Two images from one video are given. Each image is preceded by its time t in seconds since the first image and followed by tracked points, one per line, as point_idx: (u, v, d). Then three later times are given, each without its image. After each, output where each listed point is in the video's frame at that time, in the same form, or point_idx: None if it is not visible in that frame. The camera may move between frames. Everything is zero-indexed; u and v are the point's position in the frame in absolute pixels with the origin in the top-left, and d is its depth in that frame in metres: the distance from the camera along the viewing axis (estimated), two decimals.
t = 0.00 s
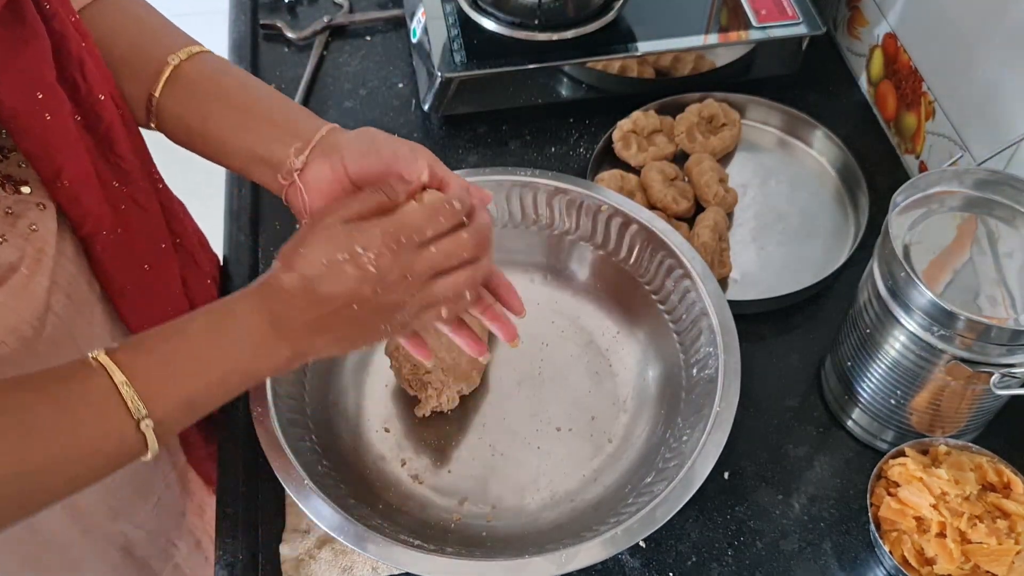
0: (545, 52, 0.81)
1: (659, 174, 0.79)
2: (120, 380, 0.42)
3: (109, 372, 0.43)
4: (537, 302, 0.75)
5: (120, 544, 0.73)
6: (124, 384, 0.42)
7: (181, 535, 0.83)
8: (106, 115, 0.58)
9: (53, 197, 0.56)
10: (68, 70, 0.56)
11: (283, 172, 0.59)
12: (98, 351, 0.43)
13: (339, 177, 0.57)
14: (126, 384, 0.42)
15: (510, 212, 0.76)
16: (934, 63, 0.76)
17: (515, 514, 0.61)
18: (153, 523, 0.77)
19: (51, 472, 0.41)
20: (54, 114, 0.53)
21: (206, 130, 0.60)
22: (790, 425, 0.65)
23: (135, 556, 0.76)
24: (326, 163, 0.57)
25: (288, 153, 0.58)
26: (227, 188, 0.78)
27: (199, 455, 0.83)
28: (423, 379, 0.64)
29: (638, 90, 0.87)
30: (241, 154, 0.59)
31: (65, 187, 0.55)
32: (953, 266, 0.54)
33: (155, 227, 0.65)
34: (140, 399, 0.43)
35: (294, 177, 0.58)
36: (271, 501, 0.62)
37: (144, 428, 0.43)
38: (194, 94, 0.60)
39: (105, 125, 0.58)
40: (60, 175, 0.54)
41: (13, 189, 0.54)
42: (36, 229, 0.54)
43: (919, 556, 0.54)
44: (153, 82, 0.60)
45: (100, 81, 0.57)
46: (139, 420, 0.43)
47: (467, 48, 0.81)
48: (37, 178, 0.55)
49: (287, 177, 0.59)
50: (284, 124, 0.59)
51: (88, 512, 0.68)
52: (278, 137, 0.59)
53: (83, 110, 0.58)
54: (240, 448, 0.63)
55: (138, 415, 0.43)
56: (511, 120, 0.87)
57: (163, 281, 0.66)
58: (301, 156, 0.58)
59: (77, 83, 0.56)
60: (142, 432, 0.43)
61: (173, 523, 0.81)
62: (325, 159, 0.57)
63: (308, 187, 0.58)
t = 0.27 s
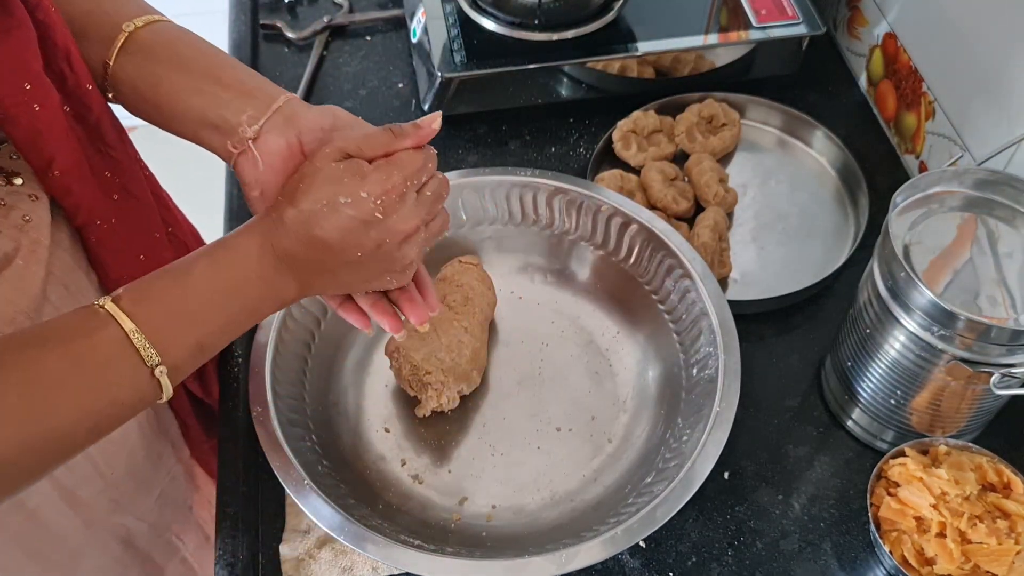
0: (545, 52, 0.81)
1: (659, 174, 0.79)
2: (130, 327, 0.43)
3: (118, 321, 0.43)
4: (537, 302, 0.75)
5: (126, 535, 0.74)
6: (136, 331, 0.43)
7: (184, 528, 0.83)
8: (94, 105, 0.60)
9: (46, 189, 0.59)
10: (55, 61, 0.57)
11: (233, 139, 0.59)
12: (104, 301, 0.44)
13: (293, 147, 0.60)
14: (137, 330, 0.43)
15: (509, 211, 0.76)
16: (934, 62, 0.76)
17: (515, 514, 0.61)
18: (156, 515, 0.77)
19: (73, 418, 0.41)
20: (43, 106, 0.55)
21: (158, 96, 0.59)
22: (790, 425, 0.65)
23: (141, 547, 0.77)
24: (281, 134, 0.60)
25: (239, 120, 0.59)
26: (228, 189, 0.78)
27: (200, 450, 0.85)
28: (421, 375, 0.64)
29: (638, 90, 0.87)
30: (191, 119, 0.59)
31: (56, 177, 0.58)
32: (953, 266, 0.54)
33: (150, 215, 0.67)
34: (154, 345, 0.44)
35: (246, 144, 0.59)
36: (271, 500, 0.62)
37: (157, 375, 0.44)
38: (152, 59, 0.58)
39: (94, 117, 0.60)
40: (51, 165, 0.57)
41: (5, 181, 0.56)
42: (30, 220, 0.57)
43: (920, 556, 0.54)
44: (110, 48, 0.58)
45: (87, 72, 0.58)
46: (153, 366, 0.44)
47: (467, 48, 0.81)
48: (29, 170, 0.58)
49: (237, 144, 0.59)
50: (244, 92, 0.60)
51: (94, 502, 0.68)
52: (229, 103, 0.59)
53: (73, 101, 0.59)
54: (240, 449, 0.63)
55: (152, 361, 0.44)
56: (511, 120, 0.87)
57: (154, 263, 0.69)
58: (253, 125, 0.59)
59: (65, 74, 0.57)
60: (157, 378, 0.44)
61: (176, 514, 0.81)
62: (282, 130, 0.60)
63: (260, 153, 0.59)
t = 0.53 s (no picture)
0: (545, 52, 0.81)
1: (659, 174, 0.79)
2: (135, 312, 0.44)
3: (123, 305, 0.44)
4: (537, 302, 0.75)
5: (127, 532, 0.74)
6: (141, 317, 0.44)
7: (185, 523, 0.84)
8: (91, 96, 0.60)
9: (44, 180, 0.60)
10: (53, 51, 0.58)
11: (227, 124, 0.58)
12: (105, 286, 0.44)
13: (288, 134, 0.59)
14: (142, 315, 0.44)
15: (510, 211, 0.76)
16: (934, 62, 0.76)
17: (515, 514, 0.61)
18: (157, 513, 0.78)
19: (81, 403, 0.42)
20: (41, 97, 0.56)
21: (151, 79, 0.58)
22: (790, 425, 0.65)
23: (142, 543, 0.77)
24: (277, 120, 0.58)
25: (235, 104, 0.58)
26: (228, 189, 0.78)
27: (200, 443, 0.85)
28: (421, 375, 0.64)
29: (638, 90, 0.87)
30: (185, 104, 0.58)
31: (55, 167, 0.58)
32: (952, 266, 0.54)
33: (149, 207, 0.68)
34: (158, 330, 0.45)
35: (240, 129, 0.58)
36: (272, 500, 0.62)
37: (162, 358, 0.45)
38: (145, 43, 0.58)
39: (91, 107, 0.61)
40: (49, 156, 0.58)
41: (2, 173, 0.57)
42: (27, 212, 0.58)
43: (919, 556, 0.55)
44: (103, 33, 0.59)
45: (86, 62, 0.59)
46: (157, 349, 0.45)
47: (467, 48, 0.81)
48: (25, 162, 0.58)
49: (231, 129, 0.58)
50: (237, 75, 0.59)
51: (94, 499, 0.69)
52: (223, 88, 0.58)
53: (71, 91, 0.60)
54: (240, 448, 0.63)
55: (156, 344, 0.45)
56: (511, 120, 0.87)
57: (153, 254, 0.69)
58: (248, 109, 0.58)
59: (63, 64, 0.58)
60: (162, 361, 0.45)
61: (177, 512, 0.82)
62: (278, 115, 0.58)
63: (254, 140, 0.58)
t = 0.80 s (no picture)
0: (545, 52, 0.81)
1: (659, 174, 0.79)
2: (104, 324, 0.45)
3: (92, 314, 0.45)
4: (537, 302, 0.75)
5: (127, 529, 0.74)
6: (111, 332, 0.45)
7: (184, 519, 0.84)
8: (94, 88, 0.60)
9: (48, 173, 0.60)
10: (55, 45, 0.58)
11: (283, 101, 0.63)
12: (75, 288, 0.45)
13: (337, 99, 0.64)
14: (111, 326, 0.45)
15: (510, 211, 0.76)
16: (934, 63, 0.76)
17: (515, 514, 0.61)
18: (156, 511, 0.78)
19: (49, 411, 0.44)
20: (43, 90, 0.56)
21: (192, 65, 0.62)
22: (790, 425, 0.65)
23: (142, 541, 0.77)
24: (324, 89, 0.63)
25: (285, 82, 0.63)
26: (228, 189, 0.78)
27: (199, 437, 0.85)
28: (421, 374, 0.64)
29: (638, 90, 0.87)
30: (240, 89, 0.63)
31: (57, 161, 0.58)
32: (952, 266, 0.54)
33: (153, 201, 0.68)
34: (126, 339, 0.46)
35: (296, 103, 0.63)
36: (271, 499, 0.62)
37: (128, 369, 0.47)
38: (186, 36, 0.61)
39: (94, 100, 0.61)
40: (52, 150, 0.58)
41: (7, 166, 0.58)
42: (31, 204, 0.58)
43: (920, 556, 0.54)
44: (145, 29, 0.61)
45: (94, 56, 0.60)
46: (124, 361, 0.46)
47: (467, 48, 0.81)
48: (29, 155, 0.59)
49: (288, 106, 0.63)
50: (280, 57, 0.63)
51: (93, 497, 0.69)
52: (272, 68, 0.63)
53: (73, 85, 0.60)
54: (240, 449, 0.63)
55: (123, 356, 0.46)
56: (510, 120, 0.87)
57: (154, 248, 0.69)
58: (298, 84, 0.63)
59: (66, 57, 0.58)
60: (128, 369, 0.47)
61: (177, 509, 0.82)
62: (323, 86, 0.63)
63: (309, 112, 0.63)
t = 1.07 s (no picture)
0: (545, 52, 0.81)
1: (659, 174, 0.79)
2: (127, 294, 0.44)
3: (117, 288, 0.44)
4: (537, 302, 0.75)
5: (126, 526, 0.74)
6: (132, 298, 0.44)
7: (184, 516, 0.84)
8: (100, 84, 0.61)
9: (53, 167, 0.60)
10: (63, 40, 0.58)
11: (274, 102, 0.61)
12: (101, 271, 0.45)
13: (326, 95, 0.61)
14: (134, 296, 0.44)
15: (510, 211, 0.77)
16: (934, 63, 0.76)
17: (515, 514, 0.61)
18: (156, 509, 0.78)
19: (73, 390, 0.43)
20: (51, 84, 0.56)
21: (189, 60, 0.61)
22: (790, 425, 0.65)
23: (141, 538, 0.77)
24: (313, 90, 0.61)
25: (276, 83, 0.61)
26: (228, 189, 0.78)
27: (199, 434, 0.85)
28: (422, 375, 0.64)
29: (638, 90, 0.87)
30: (233, 89, 0.61)
31: (63, 156, 0.58)
32: (952, 266, 0.54)
33: (155, 195, 0.69)
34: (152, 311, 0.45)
35: (286, 104, 0.61)
36: (272, 500, 0.62)
37: (158, 341, 0.45)
38: (180, 35, 0.62)
39: (100, 96, 0.62)
40: (58, 144, 0.58)
41: (13, 160, 0.58)
42: (37, 198, 0.58)
43: (919, 556, 0.54)
44: (138, 28, 0.62)
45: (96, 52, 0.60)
46: (153, 332, 0.45)
47: (467, 48, 0.81)
48: (35, 149, 0.59)
49: (277, 107, 0.61)
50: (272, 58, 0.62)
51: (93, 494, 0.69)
52: (265, 69, 0.61)
53: (80, 82, 0.61)
54: (240, 448, 0.63)
55: (151, 327, 0.45)
56: (510, 120, 0.87)
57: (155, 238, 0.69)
58: (288, 84, 0.61)
59: (73, 54, 0.59)
60: (158, 343, 0.45)
61: (177, 506, 0.82)
62: (313, 88, 0.61)
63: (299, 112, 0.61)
